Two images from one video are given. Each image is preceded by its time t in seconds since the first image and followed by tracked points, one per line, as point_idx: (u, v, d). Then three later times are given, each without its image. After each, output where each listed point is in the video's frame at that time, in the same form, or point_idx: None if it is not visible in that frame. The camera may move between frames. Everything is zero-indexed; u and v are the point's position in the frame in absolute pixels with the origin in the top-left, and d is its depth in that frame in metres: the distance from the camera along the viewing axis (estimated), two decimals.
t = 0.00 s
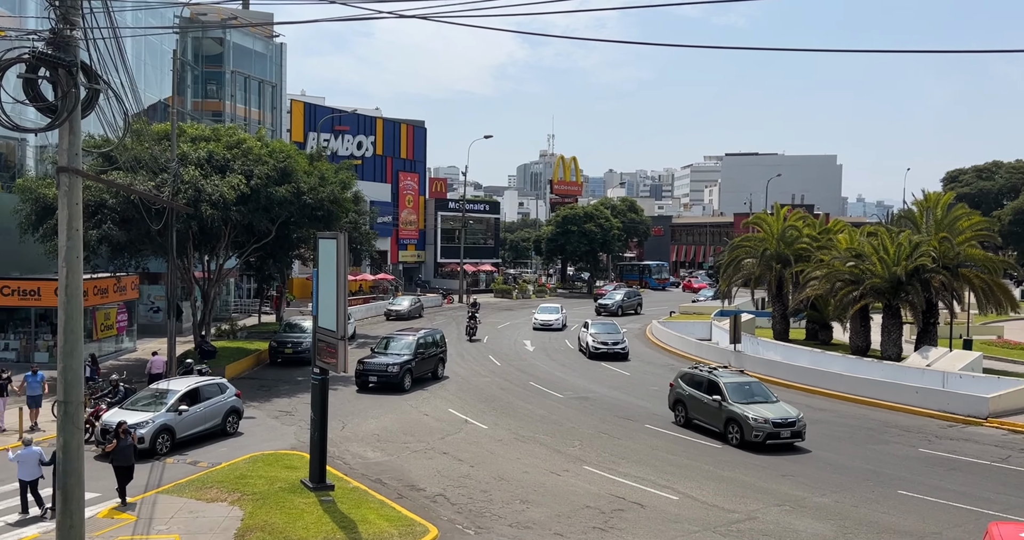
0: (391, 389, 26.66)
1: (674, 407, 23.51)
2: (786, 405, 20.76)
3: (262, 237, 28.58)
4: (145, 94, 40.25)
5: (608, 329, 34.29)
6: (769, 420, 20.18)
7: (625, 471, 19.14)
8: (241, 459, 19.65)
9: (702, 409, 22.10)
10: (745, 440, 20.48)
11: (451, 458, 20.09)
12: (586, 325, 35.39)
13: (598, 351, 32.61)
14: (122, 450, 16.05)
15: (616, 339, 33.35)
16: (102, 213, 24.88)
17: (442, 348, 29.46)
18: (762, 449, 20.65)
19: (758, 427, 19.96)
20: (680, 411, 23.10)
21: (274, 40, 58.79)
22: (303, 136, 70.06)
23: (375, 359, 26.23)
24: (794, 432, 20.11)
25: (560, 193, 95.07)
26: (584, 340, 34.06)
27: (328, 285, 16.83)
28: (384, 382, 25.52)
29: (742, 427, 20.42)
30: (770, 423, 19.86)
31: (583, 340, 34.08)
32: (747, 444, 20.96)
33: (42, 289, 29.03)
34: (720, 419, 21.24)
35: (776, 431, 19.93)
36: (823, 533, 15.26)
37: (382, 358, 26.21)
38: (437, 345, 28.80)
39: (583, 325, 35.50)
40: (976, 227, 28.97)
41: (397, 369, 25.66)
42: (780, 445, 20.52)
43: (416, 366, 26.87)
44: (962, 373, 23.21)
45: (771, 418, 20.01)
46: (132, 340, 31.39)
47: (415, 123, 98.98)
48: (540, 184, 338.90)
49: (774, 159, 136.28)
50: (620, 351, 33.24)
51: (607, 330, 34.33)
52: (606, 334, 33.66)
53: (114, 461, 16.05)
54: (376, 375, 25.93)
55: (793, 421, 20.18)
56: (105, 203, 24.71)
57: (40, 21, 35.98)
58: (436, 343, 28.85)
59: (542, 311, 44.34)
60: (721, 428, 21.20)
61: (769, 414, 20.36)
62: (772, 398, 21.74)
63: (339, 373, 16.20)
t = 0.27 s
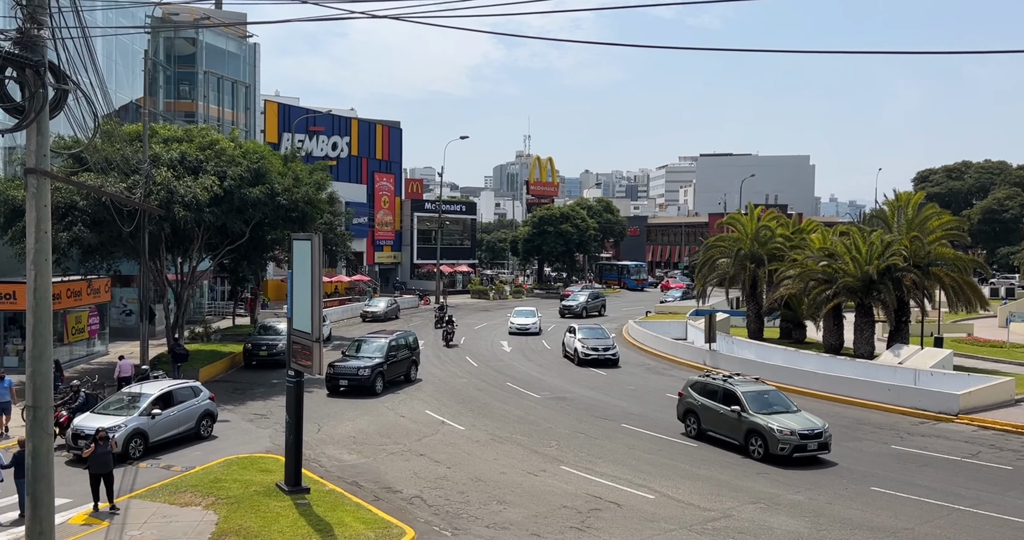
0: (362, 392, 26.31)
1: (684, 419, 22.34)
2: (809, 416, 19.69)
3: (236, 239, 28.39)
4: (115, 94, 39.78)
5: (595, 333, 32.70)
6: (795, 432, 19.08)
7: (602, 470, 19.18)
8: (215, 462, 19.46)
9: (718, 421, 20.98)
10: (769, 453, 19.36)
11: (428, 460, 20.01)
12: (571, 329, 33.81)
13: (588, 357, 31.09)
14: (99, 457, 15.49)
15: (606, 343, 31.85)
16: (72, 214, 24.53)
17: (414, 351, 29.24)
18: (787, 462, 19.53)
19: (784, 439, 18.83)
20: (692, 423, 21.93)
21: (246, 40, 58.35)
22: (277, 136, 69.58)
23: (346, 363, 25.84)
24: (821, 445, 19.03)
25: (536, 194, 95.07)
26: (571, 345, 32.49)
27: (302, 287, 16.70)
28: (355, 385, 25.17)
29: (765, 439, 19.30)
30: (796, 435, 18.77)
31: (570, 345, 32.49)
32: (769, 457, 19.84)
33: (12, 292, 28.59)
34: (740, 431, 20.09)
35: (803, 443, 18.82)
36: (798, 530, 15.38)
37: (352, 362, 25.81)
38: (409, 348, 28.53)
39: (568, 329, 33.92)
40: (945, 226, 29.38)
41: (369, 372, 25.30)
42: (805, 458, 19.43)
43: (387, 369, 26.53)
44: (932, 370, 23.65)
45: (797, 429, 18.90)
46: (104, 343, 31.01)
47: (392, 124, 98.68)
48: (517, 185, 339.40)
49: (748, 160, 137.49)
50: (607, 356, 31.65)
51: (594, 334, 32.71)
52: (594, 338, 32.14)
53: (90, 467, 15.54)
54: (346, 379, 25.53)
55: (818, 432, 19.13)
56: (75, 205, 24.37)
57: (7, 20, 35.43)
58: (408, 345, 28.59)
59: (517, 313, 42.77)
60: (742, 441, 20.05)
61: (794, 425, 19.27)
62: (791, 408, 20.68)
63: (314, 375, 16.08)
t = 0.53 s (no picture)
0: (332, 396, 25.99)
1: (700, 430, 21.19)
2: (840, 426, 18.67)
3: (209, 240, 28.20)
4: (84, 94, 39.31)
5: (585, 339, 31.22)
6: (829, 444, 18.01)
7: (579, 470, 19.22)
8: (189, 466, 19.27)
9: (740, 433, 19.83)
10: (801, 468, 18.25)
11: (404, 461, 19.95)
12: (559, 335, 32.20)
13: (582, 365, 29.49)
14: (78, 464, 15.09)
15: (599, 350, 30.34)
16: (42, 216, 24.20)
17: (387, 353, 29.03)
18: (818, 476, 18.47)
19: (819, 451, 17.75)
20: (709, 434, 20.79)
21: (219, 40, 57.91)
22: (250, 136, 69.08)
23: (316, 367, 25.51)
24: (856, 457, 17.98)
25: (512, 195, 95.00)
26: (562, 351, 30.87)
27: (276, 288, 16.58)
28: (325, 389, 24.86)
29: (798, 453, 18.17)
30: (833, 447, 17.67)
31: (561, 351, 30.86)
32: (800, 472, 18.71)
33: None
34: (768, 443, 18.98)
35: (838, 456, 17.75)
36: (773, 527, 15.49)
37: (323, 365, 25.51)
38: (381, 350, 28.27)
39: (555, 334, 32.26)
40: (916, 225, 29.63)
41: (339, 376, 25.00)
42: (837, 471, 18.40)
43: (359, 372, 26.22)
44: (904, 368, 23.99)
45: (832, 441, 17.85)
46: (75, 346, 30.60)
47: (367, 124, 98.33)
48: (494, 185, 339.48)
49: (722, 160, 138.56)
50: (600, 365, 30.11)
51: (584, 340, 31.14)
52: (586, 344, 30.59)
53: (68, 475, 15.11)
54: (316, 383, 25.21)
55: (853, 443, 18.07)
56: (45, 207, 24.05)
57: None
58: (381, 347, 28.34)
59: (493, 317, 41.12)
60: (769, 453, 18.95)
61: (827, 437, 18.20)
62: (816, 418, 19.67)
63: (288, 378, 15.98)
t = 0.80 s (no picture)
0: (303, 399, 25.59)
1: (723, 441, 19.97)
2: (878, 436, 17.57)
3: (181, 241, 27.95)
4: (52, 93, 38.77)
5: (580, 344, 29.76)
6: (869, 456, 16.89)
7: (555, 470, 19.24)
8: (161, 469, 19.06)
9: (769, 445, 18.64)
10: (841, 482, 17.08)
11: (380, 463, 19.85)
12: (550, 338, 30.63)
13: (581, 373, 27.95)
14: (53, 471, 14.54)
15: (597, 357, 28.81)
16: (10, 217, 23.85)
17: (359, 356, 28.72)
18: (858, 490, 17.32)
19: (862, 464, 16.59)
20: (734, 446, 19.56)
21: (191, 39, 57.36)
22: (223, 136, 68.50)
23: (286, 370, 25.03)
24: (898, 470, 16.89)
25: (488, 195, 94.78)
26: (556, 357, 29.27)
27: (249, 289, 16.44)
28: (295, 392, 24.41)
29: (837, 466, 17.01)
30: (876, 459, 16.54)
31: (555, 357, 29.27)
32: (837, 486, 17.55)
33: None
34: (802, 456, 17.79)
35: (880, 469, 16.63)
36: (748, 524, 15.59)
37: (293, 367, 25.06)
38: (353, 353, 27.92)
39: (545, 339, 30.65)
40: (887, 225, 30.20)
41: (310, 379, 24.62)
42: (877, 484, 17.30)
43: (330, 374, 25.78)
44: (875, 366, 24.35)
45: (874, 453, 16.72)
46: (44, 349, 30.17)
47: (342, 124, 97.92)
48: (471, 185, 339.33)
49: (696, 160, 139.56)
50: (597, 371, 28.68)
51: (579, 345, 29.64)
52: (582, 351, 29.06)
53: (42, 483, 14.54)
54: (286, 386, 24.75)
55: (895, 455, 16.98)
56: (13, 207, 23.70)
57: None
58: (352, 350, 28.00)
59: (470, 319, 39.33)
60: (803, 466, 17.77)
61: (867, 448, 17.08)
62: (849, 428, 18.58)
63: (262, 378, 15.88)
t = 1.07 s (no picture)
0: (272, 403, 25.09)
1: (753, 453, 18.75)
2: (922, 447, 16.50)
3: (152, 242, 27.67)
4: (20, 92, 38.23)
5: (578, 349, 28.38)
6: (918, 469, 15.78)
7: (530, 469, 19.25)
8: (132, 473, 18.81)
9: (806, 457, 17.45)
10: (888, 497, 15.92)
11: (355, 464, 19.75)
12: (547, 345, 29.18)
13: (582, 381, 26.60)
14: (22, 480, 14.09)
15: (598, 364, 27.45)
16: None
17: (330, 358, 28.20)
18: (905, 506, 16.18)
19: (913, 478, 15.45)
20: (765, 459, 18.38)
21: (162, 37, 56.78)
22: (195, 136, 67.93)
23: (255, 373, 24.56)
24: (948, 483, 15.82)
25: (463, 195, 94.63)
26: (555, 365, 27.86)
27: (221, 290, 16.27)
28: (263, 396, 23.93)
29: (884, 480, 15.87)
30: (928, 473, 15.43)
31: (554, 365, 27.85)
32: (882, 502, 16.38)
33: None
34: (845, 469, 16.62)
35: (932, 483, 15.52)
36: (723, 522, 15.68)
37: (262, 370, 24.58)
38: (324, 355, 27.41)
39: (541, 345, 29.19)
40: (859, 224, 30.40)
41: (278, 382, 24.10)
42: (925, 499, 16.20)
43: (300, 377, 25.33)
44: (847, 364, 24.61)
45: (924, 467, 15.62)
46: (12, 352, 29.72)
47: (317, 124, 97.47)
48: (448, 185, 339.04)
49: (670, 160, 140.51)
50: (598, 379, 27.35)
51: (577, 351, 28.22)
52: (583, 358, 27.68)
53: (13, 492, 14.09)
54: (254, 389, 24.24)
55: (944, 467, 15.91)
56: None
57: None
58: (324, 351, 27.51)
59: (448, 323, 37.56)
60: (845, 480, 16.63)
61: (915, 461, 15.96)
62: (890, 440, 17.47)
63: (235, 381, 15.76)
